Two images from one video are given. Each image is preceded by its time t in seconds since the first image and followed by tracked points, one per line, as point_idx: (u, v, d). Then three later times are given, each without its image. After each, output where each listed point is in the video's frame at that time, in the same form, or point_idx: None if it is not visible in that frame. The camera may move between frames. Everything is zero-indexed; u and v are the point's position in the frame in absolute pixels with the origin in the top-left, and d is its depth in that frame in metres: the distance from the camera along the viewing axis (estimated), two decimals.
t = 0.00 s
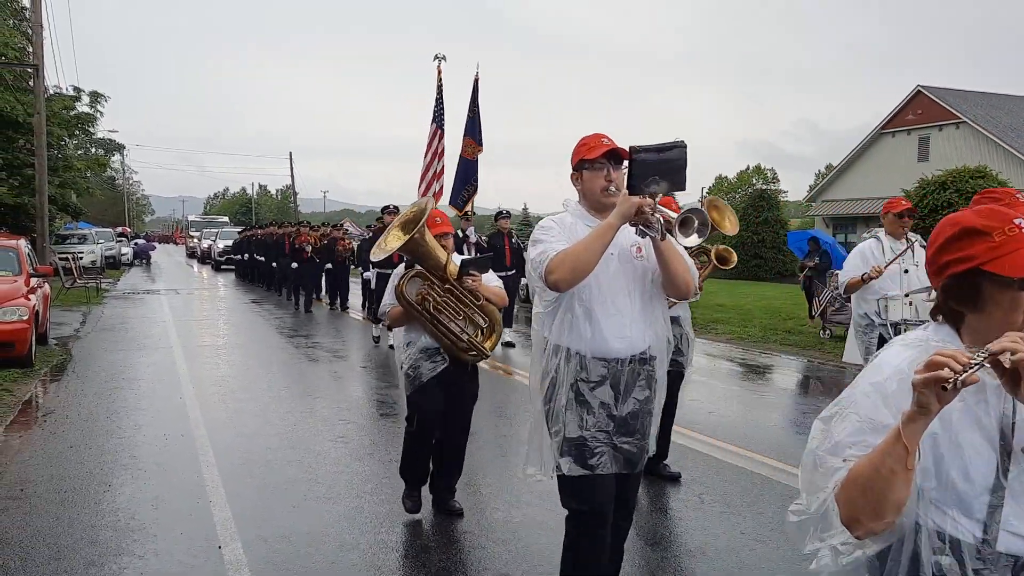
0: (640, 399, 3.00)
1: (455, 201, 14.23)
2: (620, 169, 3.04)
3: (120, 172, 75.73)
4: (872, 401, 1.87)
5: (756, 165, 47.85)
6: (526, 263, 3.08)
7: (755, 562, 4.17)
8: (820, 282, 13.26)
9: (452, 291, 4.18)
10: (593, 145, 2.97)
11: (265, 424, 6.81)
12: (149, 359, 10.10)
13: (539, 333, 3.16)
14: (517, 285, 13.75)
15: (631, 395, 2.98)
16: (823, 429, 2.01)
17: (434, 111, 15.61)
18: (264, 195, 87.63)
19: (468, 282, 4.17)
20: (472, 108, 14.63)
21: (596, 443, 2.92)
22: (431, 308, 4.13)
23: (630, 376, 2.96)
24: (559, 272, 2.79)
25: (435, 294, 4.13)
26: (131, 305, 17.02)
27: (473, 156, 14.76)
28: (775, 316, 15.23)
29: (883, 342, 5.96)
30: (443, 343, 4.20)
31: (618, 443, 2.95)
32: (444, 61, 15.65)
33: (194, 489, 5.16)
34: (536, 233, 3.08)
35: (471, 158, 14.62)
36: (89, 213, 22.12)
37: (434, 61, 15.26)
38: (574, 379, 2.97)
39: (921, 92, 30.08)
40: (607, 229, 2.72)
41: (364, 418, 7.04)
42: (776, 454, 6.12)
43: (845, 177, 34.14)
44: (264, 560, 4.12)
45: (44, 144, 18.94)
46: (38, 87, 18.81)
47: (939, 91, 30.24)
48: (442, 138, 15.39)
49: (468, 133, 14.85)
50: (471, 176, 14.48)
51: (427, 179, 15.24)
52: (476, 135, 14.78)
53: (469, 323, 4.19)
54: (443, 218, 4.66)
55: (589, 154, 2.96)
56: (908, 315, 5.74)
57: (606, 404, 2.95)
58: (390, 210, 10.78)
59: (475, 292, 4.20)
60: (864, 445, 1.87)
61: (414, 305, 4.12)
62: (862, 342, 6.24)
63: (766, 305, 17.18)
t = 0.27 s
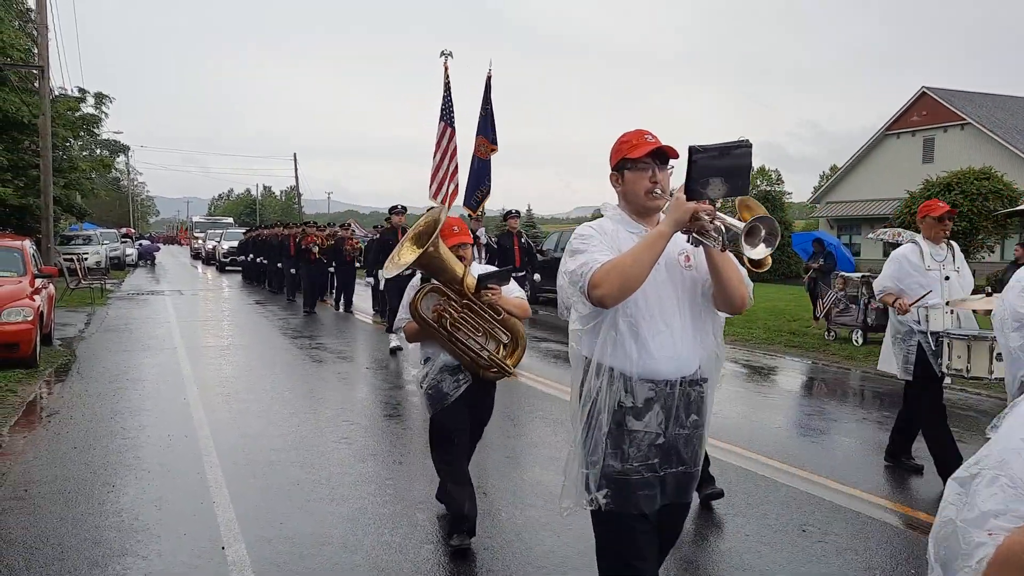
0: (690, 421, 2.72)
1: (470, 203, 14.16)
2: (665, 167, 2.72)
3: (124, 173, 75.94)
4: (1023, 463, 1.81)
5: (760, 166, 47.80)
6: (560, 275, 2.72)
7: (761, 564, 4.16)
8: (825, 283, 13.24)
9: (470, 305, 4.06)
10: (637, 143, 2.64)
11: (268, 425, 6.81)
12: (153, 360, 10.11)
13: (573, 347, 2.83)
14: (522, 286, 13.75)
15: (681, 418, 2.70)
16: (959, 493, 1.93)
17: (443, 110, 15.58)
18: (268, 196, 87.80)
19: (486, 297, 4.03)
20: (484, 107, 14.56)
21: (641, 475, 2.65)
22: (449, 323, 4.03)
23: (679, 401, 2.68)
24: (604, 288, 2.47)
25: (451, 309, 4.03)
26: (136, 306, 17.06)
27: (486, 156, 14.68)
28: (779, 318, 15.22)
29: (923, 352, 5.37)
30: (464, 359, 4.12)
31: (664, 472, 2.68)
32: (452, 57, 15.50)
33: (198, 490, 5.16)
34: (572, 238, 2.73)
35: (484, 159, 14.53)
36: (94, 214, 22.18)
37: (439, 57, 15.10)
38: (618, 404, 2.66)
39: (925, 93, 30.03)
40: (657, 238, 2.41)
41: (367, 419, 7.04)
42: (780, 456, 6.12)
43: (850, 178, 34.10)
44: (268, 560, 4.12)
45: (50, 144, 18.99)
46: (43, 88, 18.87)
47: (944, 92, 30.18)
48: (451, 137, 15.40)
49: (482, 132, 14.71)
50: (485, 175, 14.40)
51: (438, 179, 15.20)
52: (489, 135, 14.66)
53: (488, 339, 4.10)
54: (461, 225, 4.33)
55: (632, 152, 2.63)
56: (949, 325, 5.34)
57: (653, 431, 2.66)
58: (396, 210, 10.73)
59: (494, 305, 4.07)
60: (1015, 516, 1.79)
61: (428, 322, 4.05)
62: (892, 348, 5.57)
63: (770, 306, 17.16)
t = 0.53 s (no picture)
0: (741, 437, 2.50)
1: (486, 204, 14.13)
2: (719, 153, 2.54)
3: (128, 173, 76.07)
4: None
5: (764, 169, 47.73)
6: (604, 273, 2.53)
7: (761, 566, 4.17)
8: (828, 285, 13.23)
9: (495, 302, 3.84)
10: (691, 126, 2.46)
11: (271, 425, 6.82)
12: (157, 360, 10.13)
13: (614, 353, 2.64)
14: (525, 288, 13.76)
15: (731, 434, 2.49)
16: None
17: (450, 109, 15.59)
18: (272, 197, 87.87)
19: (512, 293, 3.82)
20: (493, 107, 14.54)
21: (689, 496, 2.45)
22: (473, 320, 3.80)
23: (730, 413, 2.48)
24: (656, 286, 2.27)
25: (476, 305, 3.80)
26: (139, 307, 17.09)
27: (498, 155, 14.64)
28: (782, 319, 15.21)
29: (967, 360, 5.06)
30: (484, 359, 3.87)
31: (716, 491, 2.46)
32: (459, 55, 15.45)
33: (200, 490, 5.17)
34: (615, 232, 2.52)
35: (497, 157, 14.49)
36: (98, 215, 22.24)
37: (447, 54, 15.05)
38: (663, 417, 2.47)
39: (929, 94, 30.01)
40: (719, 232, 2.23)
41: (371, 420, 7.04)
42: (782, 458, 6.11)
43: (853, 181, 34.09)
44: (271, 561, 4.12)
45: (54, 145, 19.04)
46: (47, 89, 18.92)
47: (948, 94, 30.15)
48: (459, 135, 15.39)
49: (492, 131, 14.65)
50: (499, 175, 14.40)
51: (445, 179, 15.18)
52: (499, 134, 14.62)
53: (511, 339, 3.87)
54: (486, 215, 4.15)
55: (686, 136, 2.45)
56: (993, 327, 5.00)
57: (702, 448, 2.46)
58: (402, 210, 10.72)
59: (519, 304, 3.86)
60: None
61: (450, 318, 3.79)
62: (932, 360, 5.33)
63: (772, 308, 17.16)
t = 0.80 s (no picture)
0: (822, 476, 2.29)
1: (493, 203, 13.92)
2: (800, 152, 2.30)
3: (132, 175, 76.25)
4: None
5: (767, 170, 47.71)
6: (670, 289, 2.30)
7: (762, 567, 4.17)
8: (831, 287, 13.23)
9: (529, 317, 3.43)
10: (768, 123, 2.25)
11: (275, 427, 6.83)
12: (160, 361, 10.14)
13: (677, 372, 2.42)
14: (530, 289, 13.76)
15: (811, 474, 2.28)
16: None
17: (460, 107, 15.57)
18: (275, 199, 88.01)
19: (548, 307, 3.45)
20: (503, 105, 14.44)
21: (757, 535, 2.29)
22: (507, 336, 3.38)
23: (813, 448, 2.27)
24: (734, 302, 2.04)
25: (509, 319, 3.39)
26: (142, 308, 17.13)
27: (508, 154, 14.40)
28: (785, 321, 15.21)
29: (1010, 370, 4.90)
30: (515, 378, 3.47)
31: (790, 534, 2.29)
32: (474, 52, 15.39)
33: (203, 491, 5.17)
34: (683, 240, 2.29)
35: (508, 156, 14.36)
36: (102, 216, 22.30)
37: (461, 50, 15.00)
38: (734, 450, 2.28)
39: (932, 96, 30.00)
40: (810, 239, 2.02)
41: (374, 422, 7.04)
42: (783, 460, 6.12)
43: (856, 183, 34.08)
44: (273, 562, 4.13)
45: (57, 146, 19.09)
46: (51, 90, 18.99)
47: (952, 96, 30.13)
48: (467, 135, 15.41)
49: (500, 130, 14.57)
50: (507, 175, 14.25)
51: (451, 178, 15.15)
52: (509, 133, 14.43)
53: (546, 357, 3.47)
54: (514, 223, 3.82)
55: (763, 134, 2.23)
56: None
57: (777, 487, 2.27)
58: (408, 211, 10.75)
59: (554, 319, 3.46)
60: None
61: (481, 334, 3.39)
62: (967, 366, 5.15)
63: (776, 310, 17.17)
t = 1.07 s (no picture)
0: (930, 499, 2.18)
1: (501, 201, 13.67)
2: (900, 130, 2.20)
3: (136, 175, 76.42)
4: None
5: (772, 172, 47.63)
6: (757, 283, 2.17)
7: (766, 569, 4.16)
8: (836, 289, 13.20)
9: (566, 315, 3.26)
10: (863, 95, 2.16)
11: (278, 427, 6.82)
12: (164, 362, 10.16)
13: (765, 385, 2.31)
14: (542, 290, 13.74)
15: (920, 497, 2.17)
16: None
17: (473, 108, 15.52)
18: (279, 200, 88.10)
19: (585, 303, 3.24)
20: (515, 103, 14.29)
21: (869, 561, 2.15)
22: (541, 336, 3.22)
23: (925, 468, 2.16)
24: (839, 297, 1.91)
25: (543, 317, 3.23)
26: (146, 308, 17.16)
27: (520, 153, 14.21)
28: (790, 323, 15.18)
29: None
30: (555, 379, 3.30)
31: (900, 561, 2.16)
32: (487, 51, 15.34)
33: (207, 492, 5.17)
34: (771, 224, 2.18)
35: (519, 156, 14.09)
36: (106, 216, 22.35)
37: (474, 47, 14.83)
38: (841, 473, 2.14)
39: (938, 98, 29.93)
40: (921, 226, 1.90)
41: (379, 423, 7.03)
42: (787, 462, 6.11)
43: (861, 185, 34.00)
44: (277, 563, 4.13)
45: (63, 147, 19.14)
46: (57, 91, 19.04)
47: (957, 98, 30.05)
48: (479, 136, 15.39)
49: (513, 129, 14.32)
50: (518, 173, 14.07)
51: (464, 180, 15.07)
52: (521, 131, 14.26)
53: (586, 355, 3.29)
54: (550, 213, 3.72)
55: (857, 108, 2.14)
56: None
57: (887, 509, 2.15)
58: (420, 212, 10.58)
59: (594, 314, 3.28)
60: None
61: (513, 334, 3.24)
62: None
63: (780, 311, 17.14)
